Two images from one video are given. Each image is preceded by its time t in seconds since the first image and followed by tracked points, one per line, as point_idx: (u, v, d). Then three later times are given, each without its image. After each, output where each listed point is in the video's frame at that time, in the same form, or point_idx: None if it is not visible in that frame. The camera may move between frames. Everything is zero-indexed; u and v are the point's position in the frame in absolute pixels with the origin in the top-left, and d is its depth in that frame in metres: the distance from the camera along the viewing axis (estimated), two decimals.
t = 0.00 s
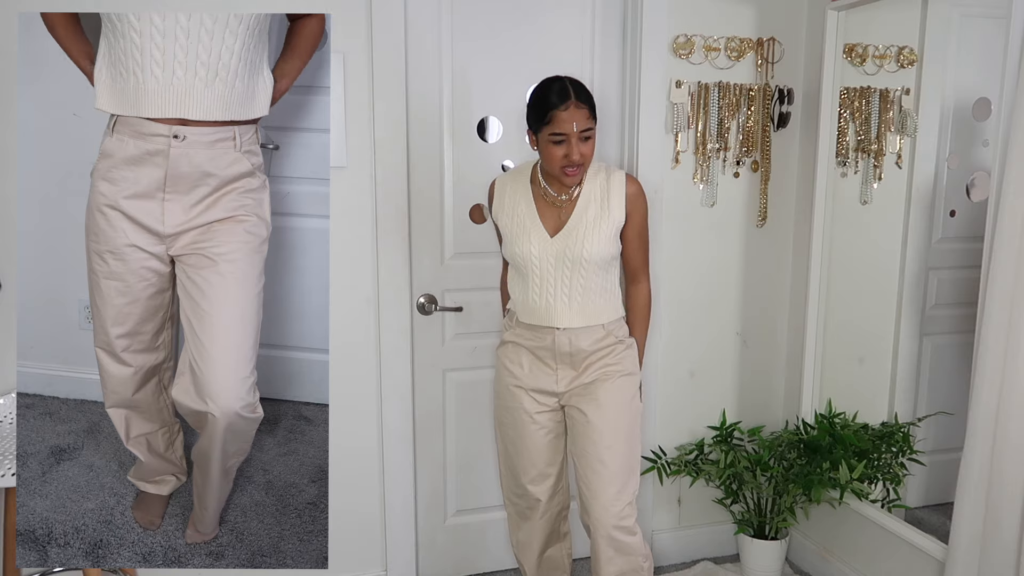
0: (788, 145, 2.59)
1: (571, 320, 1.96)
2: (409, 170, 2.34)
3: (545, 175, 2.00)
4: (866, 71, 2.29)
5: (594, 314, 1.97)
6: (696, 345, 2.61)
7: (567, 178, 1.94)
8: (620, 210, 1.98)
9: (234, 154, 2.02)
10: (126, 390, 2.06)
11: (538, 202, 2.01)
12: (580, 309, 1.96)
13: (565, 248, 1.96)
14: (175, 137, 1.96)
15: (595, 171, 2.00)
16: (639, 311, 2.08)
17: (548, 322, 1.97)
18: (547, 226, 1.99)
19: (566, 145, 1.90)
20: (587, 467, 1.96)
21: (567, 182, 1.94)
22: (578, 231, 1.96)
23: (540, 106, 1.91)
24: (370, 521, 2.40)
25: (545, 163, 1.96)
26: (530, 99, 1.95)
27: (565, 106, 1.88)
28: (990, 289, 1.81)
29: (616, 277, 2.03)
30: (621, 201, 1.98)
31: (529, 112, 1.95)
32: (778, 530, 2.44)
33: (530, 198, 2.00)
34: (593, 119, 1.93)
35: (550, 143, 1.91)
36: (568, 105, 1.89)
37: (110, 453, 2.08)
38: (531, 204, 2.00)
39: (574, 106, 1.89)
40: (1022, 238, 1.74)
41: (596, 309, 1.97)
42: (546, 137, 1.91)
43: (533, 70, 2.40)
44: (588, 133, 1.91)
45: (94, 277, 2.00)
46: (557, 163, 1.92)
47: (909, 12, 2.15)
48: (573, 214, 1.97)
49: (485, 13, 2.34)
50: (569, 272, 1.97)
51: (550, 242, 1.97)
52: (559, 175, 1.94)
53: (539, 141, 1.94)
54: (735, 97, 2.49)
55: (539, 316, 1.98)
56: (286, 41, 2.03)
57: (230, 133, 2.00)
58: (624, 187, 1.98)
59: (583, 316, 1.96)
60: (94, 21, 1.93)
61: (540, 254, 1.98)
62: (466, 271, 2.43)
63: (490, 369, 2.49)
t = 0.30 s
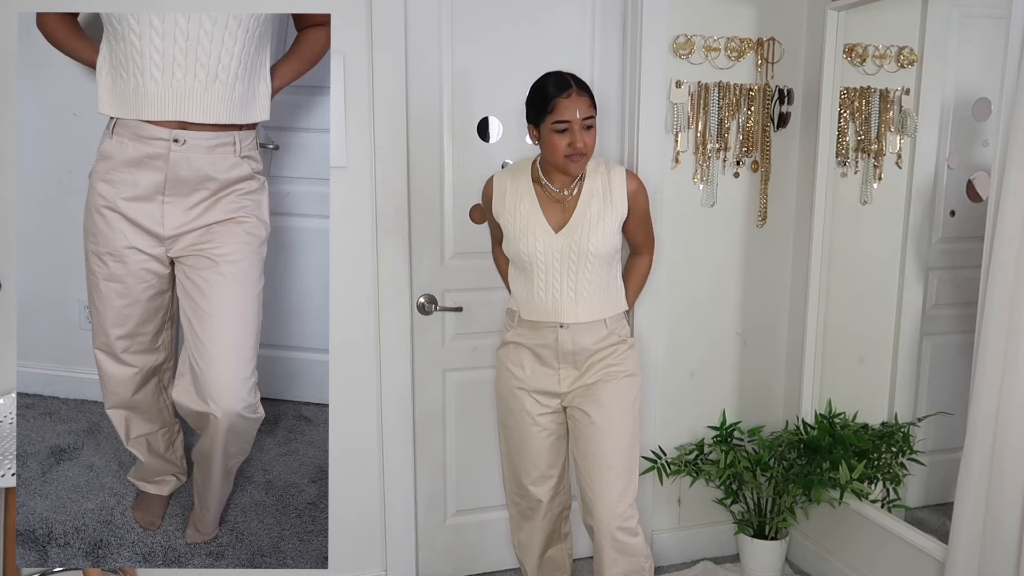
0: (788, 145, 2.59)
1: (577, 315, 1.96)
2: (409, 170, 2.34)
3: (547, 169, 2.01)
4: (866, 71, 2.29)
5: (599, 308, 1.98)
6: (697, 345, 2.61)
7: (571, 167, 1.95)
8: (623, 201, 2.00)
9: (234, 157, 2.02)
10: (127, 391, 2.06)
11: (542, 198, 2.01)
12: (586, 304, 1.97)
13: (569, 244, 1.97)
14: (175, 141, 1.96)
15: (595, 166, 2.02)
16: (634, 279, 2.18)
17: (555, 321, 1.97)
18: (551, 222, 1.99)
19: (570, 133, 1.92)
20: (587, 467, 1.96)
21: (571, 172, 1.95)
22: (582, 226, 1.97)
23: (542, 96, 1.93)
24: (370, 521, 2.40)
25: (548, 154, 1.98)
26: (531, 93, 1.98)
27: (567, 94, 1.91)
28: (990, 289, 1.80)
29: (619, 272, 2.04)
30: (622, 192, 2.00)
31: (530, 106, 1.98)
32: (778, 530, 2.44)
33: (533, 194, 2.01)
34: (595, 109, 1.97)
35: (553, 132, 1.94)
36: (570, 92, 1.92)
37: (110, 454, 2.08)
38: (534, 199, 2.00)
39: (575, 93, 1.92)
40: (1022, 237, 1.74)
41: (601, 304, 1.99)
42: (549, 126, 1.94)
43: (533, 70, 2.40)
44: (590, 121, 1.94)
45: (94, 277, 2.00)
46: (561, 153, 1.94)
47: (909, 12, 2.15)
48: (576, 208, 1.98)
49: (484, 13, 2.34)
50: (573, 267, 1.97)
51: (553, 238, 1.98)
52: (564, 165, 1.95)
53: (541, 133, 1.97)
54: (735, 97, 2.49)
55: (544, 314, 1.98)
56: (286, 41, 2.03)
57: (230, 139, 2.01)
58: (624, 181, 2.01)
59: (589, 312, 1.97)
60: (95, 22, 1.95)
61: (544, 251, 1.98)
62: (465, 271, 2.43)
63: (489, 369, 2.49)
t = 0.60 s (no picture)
0: (788, 145, 2.59)
1: (580, 314, 1.97)
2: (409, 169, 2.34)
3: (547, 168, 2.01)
4: (866, 71, 2.29)
5: (601, 307, 1.99)
6: (697, 345, 2.61)
7: (572, 166, 1.95)
8: (623, 200, 2.01)
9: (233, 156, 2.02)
10: (127, 391, 2.06)
11: (543, 198, 2.00)
12: (588, 303, 1.98)
13: (572, 244, 1.97)
14: (175, 142, 1.96)
15: (594, 166, 2.03)
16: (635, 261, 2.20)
17: (559, 320, 1.97)
18: (554, 222, 1.99)
19: (570, 130, 1.92)
20: (587, 467, 1.96)
21: (571, 171, 1.95)
22: (585, 226, 1.97)
23: (542, 95, 1.94)
24: (370, 521, 2.40)
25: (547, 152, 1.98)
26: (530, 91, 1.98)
27: (567, 91, 1.92)
28: (990, 289, 1.80)
29: (618, 271, 2.05)
30: (622, 191, 2.01)
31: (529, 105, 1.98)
32: (778, 530, 2.44)
33: (534, 194, 2.00)
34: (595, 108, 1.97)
35: (554, 130, 1.94)
36: (571, 89, 1.92)
37: (110, 453, 2.08)
38: (536, 199, 2.00)
39: (575, 91, 1.92)
40: (1022, 237, 1.74)
41: (603, 302, 2.00)
42: (550, 124, 1.94)
43: (533, 70, 2.40)
44: (590, 120, 1.94)
45: (94, 277, 2.00)
46: (562, 151, 1.94)
47: (909, 12, 2.15)
48: (578, 207, 1.98)
49: (485, 13, 2.34)
50: (575, 266, 1.98)
51: (556, 239, 1.98)
52: (564, 164, 1.95)
53: (541, 131, 1.97)
54: (735, 97, 2.49)
55: (546, 313, 1.98)
56: (287, 39, 2.04)
57: (230, 139, 2.01)
58: (624, 180, 2.02)
59: (591, 311, 1.98)
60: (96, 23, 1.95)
61: (547, 252, 1.98)
62: (466, 271, 2.43)
63: (489, 369, 2.49)
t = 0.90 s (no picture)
0: (788, 145, 2.59)
1: (581, 313, 1.97)
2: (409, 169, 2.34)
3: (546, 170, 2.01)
4: (866, 71, 2.29)
5: (602, 306, 2.00)
6: (696, 345, 2.61)
7: (572, 169, 1.94)
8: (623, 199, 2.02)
9: (233, 156, 2.02)
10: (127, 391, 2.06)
11: (543, 197, 2.00)
12: (589, 301, 1.98)
13: (573, 241, 1.97)
14: (176, 141, 1.97)
15: (593, 165, 2.03)
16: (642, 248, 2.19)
17: (559, 318, 1.97)
18: (554, 221, 1.99)
19: (571, 133, 1.92)
20: (587, 467, 1.96)
21: (571, 173, 1.95)
22: (586, 224, 1.98)
23: (542, 97, 1.94)
24: (370, 521, 2.40)
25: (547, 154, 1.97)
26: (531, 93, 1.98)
27: (568, 93, 1.92)
28: (990, 289, 1.80)
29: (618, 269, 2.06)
30: (620, 188, 2.02)
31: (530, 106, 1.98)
32: (778, 530, 2.44)
33: (535, 193, 2.00)
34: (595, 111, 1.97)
35: (554, 132, 1.93)
36: (572, 92, 1.92)
37: (110, 453, 2.08)
38: (537, 199, 2.00)
39: (576, 92, 1.92)
40: (1022, 237, 1.74)
41: (604, 301, 2.00)
42: (550, 126, 1.93)
43: (533, 70, 2.40)
44: (591, 122, 1.94)
45: (94, 278, 2.00)
46: (562, 153, 1.93)
47: (909, 12, 2.15)
48: (578, 206, 1.98)
49: (485, 13, 2.34)
50: (577, 263, 1.98)
51: (557, 238, 1.98)
52: (564, 166, 1.94)
53: (541, 132, 1.96)
54: (735, 97, 2.49)
55: (546, 312, 1.98)
56: (290, 39, 2.04)
57: (230, 134, 2.01)
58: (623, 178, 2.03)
59: (592, 310, 1.98)
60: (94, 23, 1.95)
61: (548, 250, 1.98)
62: (466, 271, 2.43)
63: (489, 369, 2.49)
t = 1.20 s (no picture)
0: (788, 145, 2.59)
1: (580, 314, 1.97)
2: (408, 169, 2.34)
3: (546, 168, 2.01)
4: (866, 71, 2.29)
5: (601, 307, 1.99)
6: (697, 344, 2.61)
7: (573, 167, 1.94)
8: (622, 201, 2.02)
9: (234, 156, 2.02)
10: (128, 390, 2.07)
11: (543, 197, 2.00)
12: (588, 302, 1.98)
13: (574, 242, 1.98)
14: (179, 140, 1.97)
15: (593, 166, 2.03)
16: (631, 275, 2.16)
17: (559, 320, 1.97)
18: (554, 220, 1.99)
19: (573, 131, 1.91)
20: (587, 467, 1.96)
21: (572, 171, 1.95)
22: (586, 225, 1.98)
23: (546, 94, 1.92)
24: (370, 520, 2.40)
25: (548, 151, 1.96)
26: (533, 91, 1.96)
27: (571, 92, 1.91)
28: (990, 289, 1.80)
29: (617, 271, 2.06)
30: (621, 189, 2.02)
31: (533, 103, 1.96)
32: (778, 530, 2.44)
33: (535, 194, 2.00)
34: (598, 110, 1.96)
35: (556, 130, 1.92)
36: (575, 90, 1.91)
37: (110, 453, 2.08)
38: (537, 198, 2.00)
39: (579, 91, 1.91)
40: (1022, 236, 1.74)
41: (603, 301, 2.00)
42: (553, 123, 1.92)
43: (532, 71, 2.40)
44: (593, 121, 1.93)
45: (94, 278, 2.01)
46: (563, 150, 1.93)
47: (908, 12, 2.15)
48: (578, 207, 1.98)
49: (485, 13, 2.34)
50: (577, 264, 1.98)
51: (558, 239, 1.98)
52: (565, 164, 1.94)
53: (543, 129, 1.95)
54: (735, 97, 2.49)
55: (546, 312, 1.98)
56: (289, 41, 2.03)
57: (230, 132, 2.01)
58: (623, 179, 2.03)
59: (592, 310, 1.98)
60: (91, 23, 1.95)
61: (549, 252, 1.98)
62: (466, 271, 2.43)
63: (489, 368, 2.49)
